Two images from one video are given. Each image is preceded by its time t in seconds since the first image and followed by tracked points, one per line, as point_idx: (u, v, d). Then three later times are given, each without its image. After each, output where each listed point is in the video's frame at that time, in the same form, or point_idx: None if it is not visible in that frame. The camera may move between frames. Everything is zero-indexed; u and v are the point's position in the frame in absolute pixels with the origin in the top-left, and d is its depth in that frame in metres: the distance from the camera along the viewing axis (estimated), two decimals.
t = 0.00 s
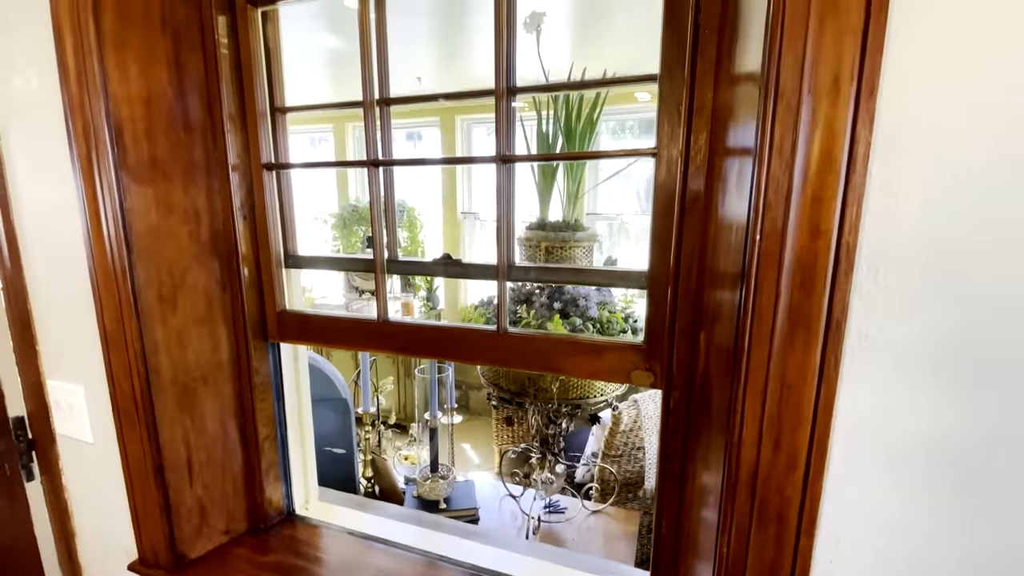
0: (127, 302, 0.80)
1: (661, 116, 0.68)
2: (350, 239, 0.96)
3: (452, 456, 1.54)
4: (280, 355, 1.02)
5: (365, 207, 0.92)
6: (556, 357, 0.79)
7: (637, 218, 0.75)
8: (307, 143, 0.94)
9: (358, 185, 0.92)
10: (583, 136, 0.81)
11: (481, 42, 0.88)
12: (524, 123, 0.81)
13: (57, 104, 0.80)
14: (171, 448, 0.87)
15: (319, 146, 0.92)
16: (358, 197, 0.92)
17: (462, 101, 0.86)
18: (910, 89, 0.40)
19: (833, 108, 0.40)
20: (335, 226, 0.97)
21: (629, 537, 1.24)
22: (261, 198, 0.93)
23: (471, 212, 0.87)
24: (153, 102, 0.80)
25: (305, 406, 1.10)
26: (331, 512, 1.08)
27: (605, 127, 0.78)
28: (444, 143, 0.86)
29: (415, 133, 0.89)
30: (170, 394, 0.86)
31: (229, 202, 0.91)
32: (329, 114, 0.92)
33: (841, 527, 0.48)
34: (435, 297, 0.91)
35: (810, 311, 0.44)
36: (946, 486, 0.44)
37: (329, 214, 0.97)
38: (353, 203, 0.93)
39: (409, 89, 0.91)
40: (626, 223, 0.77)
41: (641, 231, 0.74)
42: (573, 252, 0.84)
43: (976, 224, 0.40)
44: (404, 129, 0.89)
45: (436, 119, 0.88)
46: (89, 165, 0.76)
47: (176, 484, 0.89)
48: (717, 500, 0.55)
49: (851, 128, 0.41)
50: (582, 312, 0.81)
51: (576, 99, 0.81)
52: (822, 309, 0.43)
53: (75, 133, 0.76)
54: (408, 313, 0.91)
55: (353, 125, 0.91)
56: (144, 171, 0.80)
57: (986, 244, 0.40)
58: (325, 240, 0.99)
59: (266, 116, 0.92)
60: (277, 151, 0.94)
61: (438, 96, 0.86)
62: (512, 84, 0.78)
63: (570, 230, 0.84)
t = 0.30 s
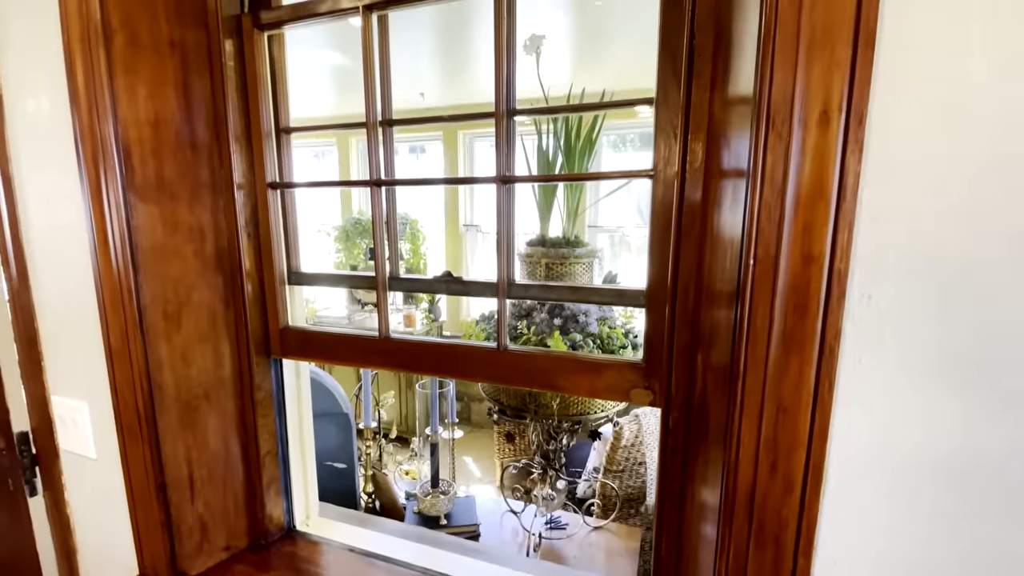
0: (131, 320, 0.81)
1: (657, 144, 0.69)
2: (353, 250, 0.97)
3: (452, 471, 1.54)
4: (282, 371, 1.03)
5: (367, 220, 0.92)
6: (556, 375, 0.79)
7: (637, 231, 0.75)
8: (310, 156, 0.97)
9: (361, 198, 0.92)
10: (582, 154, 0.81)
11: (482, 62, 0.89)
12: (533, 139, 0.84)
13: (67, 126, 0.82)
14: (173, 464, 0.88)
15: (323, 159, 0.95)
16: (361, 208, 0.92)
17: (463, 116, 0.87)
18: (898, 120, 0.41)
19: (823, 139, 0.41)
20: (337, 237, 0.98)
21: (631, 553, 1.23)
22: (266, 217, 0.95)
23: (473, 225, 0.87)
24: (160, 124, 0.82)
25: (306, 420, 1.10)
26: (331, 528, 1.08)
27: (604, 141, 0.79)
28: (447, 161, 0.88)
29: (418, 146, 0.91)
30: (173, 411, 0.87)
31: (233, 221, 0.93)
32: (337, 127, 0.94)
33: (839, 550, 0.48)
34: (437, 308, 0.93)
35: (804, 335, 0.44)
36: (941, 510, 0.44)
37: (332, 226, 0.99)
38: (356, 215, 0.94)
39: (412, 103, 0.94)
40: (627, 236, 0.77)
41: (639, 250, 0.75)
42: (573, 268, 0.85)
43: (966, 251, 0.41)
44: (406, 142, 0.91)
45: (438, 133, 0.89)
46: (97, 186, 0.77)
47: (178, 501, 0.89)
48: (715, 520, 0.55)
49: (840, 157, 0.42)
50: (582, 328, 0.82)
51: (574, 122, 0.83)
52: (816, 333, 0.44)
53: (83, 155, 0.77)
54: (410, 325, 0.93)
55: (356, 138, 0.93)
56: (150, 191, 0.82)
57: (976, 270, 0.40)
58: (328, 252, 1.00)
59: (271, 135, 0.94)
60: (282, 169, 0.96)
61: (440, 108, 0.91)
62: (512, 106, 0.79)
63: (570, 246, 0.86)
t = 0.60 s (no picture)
0: (139, 338, 0.82)
1: (654, 169, 0.70)
2: (357, 264, 0.99)
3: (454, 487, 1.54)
4: (285, 388, 1.04)
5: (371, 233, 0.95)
6: (556, 393, 0.80)
7: (638, 244, 0.76)
8: (315, 168, 0.98)
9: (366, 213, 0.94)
10: (582, 172, 0.83)
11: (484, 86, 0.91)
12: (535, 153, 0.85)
13: (79, 150, 0.84)
14: (177, 481, 0.88)
15: (328, 172, 0.96)
16: (366, 223, 0.94)
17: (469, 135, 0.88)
18: (885, 150, 0.42)
19: (813, 168, 0.43)
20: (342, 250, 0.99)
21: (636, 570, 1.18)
22: (272, 236, 0.97)
23: (476, 237, 0.88)
24: (171, 147, 0.84)
25: (309, 434, 1.11)
26: (333, 544, 1.09)
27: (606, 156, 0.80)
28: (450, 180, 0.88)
29: (423, 159, 0.92)
30: (177, 428, 0.88)
31: (240, 240, 0.95)
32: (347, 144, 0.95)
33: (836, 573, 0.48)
34: (441, 320, 0.94)
35: (797, 358, 0.45)
36: (937, 533, 0.45)
37: (337, 240, 1.00)
38: (362, 228, 0.96)
39: (417, 119, 0.95)
40: (631, 249, 0.77)
41: (638, 269, 0.76)
42: (574, 285, 0.87)
43: (955, 277, 0.41)
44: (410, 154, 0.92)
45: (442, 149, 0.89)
46: (108, 207, 0.79)
47: (182, 518, 0.89)
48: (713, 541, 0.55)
49: (830, 186, 0.43)
50: (583, 345, 0.83)
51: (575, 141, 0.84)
52: (810, 356, 0.45)
53: (95, 177, 0.79)
54: (413, 337, 0.94)
55: (361, 154, 0.93)
56: (159, 212, 0.83)
57: (964, 296, 0.41)
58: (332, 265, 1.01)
59: (278, 156, 0.96)
60: (288, 190, 0.98)
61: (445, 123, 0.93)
62: (513, 129, 0.81)
63: (570, 263, 0.87)
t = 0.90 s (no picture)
0: (145, 356, 0.83)
1: (650, 194, 0.72)
2: (360, 275, 1.03)
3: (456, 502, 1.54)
4: (289, 404, 1.07)
5: (373, 245, 0.98)
6: (555, 411, 0.81)
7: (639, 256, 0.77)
8: (319, 182, 1.02)
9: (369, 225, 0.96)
10: (581, 191, 0.86)
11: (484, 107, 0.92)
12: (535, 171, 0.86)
13: (90, 170, 0.86)
14: (180, 497, 0.89)
15: (331, 187, 1.00)
16: (369, 236, 0.97)
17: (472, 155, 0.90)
18: (872, 181, 0.43)
19: (802, 198, 0.44)
20: (347, 264, 1.04)
21: None
22: (276, 253, 0.99)
23: (478, 250, 0.90)
24: (179, 168, 0.86)
25: (311, 444, 1.14)
26: (332, 559, 1.11)
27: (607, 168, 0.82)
28: (453, 190, 0.93)
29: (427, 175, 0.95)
30: (182, 444, 0.89)
31: (245, 258, 0.97)
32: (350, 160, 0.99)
33: None
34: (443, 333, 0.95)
35: (790, 383, 0.46)
36: (931, 557, 0.45)
37: (341, 252, 1.03)
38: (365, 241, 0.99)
39: (417, 136, 1.00)
40: (632, 261, 0.79)
41: (636, 289, 0.77)
42: (574, 301, 0.88)
43: (942, 304, 0.42)
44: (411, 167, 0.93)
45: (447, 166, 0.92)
46: (117, 227, 0.80)
47: (187, 535, 0.90)
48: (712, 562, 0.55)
49: (819, 215, 0.44)
50: (584, 360, 0.84)
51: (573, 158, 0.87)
52: (802, 380, 0.46)
53: (104, 198, 0.80)
54: (416, 350, 0.96)
55: (365, 173, 0.96)
56: (167, 232, 0.85)
57: (951, 322, 0.42)
58: (335, 278, 1.06)
59: (284, 175, 0.98)
60: (293, 211, 1.00)
61: (448, 141, 1.00)
62: (513, 152, 0.82)
63: (570, 278, 0.89)
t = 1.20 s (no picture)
0: (152, 371, 0.84)
1: (649, 213, 0.73)
2: (363, 286, 1.03)
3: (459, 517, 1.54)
4: (292, 418, 1.07)
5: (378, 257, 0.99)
6: (557, 427, 0.81)
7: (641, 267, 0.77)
8: (325, 198, 1.02)
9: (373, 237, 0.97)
10: (583, 207, 0.86)
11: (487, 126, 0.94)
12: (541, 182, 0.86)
13: (101, 189, 0.88)
14: (185, 512, 0.89)
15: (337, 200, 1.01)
16: (373, 249, 0.99)
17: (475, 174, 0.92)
18: (864, 204, 0.44)
19: (796, 221, 0.45)
20: (350, 276, 1.04)
21: None
22: (282, 269, 1.00)
23: (480, 262, 0.91)
24: (188, 187, 0.88)
25: (314, 459, 1.15)
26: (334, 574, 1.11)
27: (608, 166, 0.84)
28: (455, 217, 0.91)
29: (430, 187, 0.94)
30: (187, 458, 0.90)
31: (251, 274, 0.98)
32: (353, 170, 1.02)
33: None
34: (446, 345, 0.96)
35: (786, 401, 0.47)
36: None
37: (345, 264, 1.04)
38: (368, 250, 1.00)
39: (421, 148, 1.01)
40: (633, 273, 0.78)
41: (636, 307, 0.78)
42: (576, 316, 0.89)
43: (934, 326, 0.43)
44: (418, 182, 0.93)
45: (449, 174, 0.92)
46: (127, 245, 0.82)
47: (191, 550, 0.91)
48: None
49: (813, 238, 0.45)
50: (585, 375, 0.84)
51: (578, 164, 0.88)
52: (798, 399, 0.47)
53: (115, 216, 0.82)
54: (418, 361, 0.97)
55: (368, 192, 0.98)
56: (175, 249, 0.87)
57: (944, 344, 0.43)
58: (340, 289, 1.05)
59: (290, 192, 1.00)
60: (299, 226, 1.02)
61: (448, 154, 0.97)
62: (514, 170, 0.84)
63: (571, 293, 0.90)
